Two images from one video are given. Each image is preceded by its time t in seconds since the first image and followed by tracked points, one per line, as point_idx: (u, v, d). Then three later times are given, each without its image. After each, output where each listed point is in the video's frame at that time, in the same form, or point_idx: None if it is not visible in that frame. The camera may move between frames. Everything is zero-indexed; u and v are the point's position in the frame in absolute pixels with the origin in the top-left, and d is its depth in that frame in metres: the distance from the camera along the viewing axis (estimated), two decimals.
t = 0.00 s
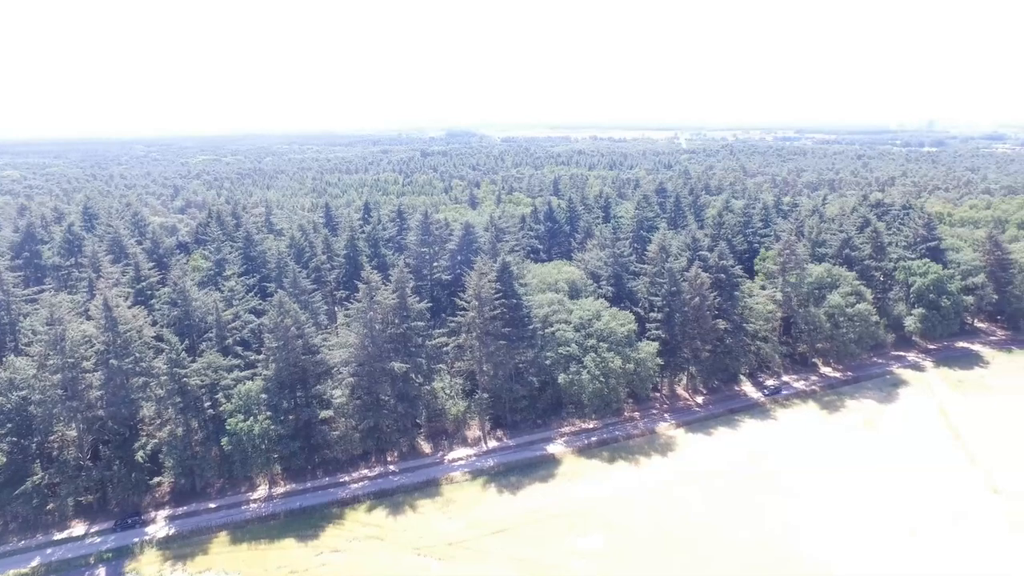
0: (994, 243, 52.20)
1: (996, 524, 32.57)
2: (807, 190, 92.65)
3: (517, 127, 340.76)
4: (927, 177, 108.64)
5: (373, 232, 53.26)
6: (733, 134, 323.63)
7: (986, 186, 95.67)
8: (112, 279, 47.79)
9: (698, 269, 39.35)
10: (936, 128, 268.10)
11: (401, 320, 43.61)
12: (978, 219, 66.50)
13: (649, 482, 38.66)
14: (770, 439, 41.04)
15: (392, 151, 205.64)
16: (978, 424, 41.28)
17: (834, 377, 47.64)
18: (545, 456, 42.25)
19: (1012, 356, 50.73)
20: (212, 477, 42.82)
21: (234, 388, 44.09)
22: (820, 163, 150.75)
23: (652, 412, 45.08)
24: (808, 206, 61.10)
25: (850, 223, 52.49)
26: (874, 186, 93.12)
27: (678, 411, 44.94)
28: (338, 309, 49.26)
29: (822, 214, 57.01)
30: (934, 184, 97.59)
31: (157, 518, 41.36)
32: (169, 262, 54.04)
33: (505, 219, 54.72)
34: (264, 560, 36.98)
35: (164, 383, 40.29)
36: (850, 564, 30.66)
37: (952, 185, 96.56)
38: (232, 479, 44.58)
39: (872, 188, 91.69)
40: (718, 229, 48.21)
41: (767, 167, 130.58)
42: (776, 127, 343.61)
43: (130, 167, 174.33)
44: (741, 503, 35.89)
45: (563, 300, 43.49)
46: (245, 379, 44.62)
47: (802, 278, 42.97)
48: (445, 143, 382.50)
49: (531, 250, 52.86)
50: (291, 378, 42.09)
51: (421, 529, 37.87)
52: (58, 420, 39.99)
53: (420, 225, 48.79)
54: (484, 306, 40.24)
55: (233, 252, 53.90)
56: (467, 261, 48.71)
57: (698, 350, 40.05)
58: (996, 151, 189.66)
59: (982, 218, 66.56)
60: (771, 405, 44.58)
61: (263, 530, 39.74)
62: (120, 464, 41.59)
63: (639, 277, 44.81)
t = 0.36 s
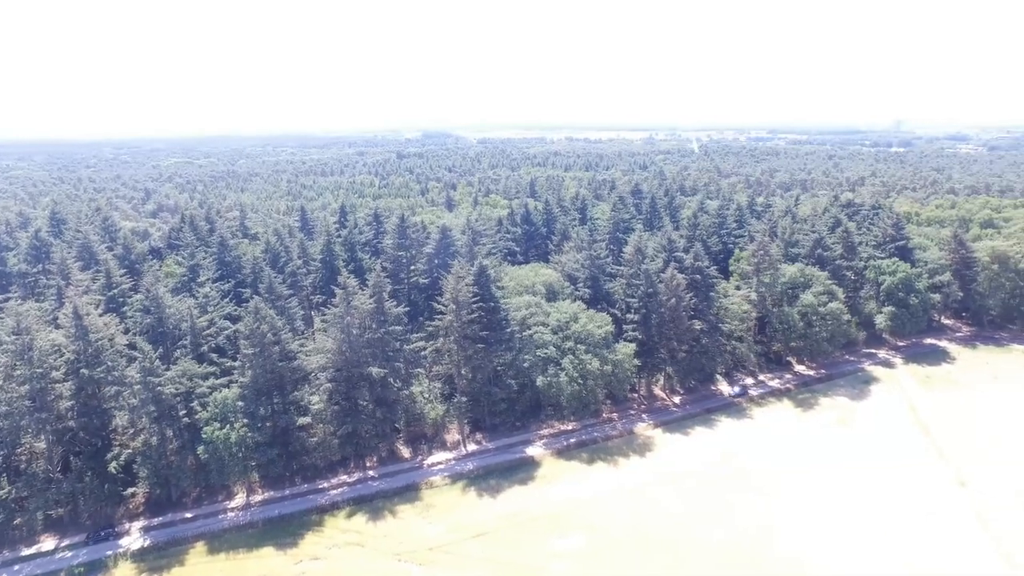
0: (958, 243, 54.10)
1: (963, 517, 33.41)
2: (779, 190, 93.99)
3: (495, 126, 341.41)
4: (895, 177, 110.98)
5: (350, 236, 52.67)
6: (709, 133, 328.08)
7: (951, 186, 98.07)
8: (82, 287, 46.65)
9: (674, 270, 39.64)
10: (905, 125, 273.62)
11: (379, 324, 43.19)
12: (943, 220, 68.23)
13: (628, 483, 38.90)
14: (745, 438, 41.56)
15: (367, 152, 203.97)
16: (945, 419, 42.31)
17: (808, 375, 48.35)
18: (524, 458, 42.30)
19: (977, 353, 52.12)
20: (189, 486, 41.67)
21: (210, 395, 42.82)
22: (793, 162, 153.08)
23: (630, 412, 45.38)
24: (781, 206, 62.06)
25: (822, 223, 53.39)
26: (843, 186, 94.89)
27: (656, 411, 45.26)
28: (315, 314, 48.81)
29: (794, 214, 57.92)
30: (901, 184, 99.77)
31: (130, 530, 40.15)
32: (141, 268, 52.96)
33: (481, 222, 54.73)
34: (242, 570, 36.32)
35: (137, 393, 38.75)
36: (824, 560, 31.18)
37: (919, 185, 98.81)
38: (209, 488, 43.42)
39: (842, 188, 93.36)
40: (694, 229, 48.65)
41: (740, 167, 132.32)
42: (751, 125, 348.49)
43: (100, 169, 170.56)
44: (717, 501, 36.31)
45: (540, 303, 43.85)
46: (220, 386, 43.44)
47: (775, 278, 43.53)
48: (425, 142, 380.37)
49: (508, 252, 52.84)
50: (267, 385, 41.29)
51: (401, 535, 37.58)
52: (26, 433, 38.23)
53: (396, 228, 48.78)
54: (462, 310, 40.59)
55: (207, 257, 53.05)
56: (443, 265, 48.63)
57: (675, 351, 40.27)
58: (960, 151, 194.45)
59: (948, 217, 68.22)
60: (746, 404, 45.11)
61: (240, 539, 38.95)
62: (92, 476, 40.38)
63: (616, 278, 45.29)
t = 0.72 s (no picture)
0: (921, 242, 55.88)
1: (928, 508, 34.31)
2: (750, 191, 95.30)
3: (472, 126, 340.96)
4: (861, 177, 113.39)
5: (323, 240, 52.06)
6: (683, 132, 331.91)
7: (915, 185, 100.66)
8: (46, 295, 45.26)
9: (647, 271, 40.03)
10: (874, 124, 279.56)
11: (354, 329, 42.91)
12: (908, 218, 69.81)
13: (603, 483, 39.07)
14: (718, 436, 42.04)
15: (340, 154, 202.14)
16: (910, 413, 43.36)
17: (780, 373, 49.06)
18: (500, 461, 42.30)
19: (940, 348, 53.60)
20: (160, 498, 40.65)
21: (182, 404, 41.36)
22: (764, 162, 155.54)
23: (606, 413, 45.62)
24: (752, 207, 62.96)
25: (792, 223, 54.17)
26: (811, 186, 96.69)
27: (631, 412, 45.51)
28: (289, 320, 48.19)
29: (765, 214, 58.76)
30: (868, 184, 102.05)
31: (99, 543, 38.93)
32: (109, 275, 51.63)
33: (455, 224, 54.56)
34: None
35: (104, 403, 37.64)
36: (797, 554, 31.73)
37: (884, 184, 101.19)
38: (181, 498, 42.45)
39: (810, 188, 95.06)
40: (667, 230, 49.06)
41: (712, 168, 133.87)
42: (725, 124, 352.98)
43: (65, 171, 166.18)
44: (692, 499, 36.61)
45: (515, 305, 44.12)
46: (193, 395, 42.51)
47: (748, 278, 44.01)
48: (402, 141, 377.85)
49: (483, 254, 52.67)
50: (240, 393, 40.50)
51: (378, 541, 37.18)
52: None
53: (370, 231, 48.50)
54: (437, 313, 40.42)
55: (177, 262, 51.99)
56: (418, 268, 47.97)
57: (649, 351, 40.55)
58: (923, 151, 199.67)
59: (911, 217, 69.96)
60: (720, 403, 45.60)
61: (214, 550, 38.10)
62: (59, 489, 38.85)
63: (591, 279, 45.43)
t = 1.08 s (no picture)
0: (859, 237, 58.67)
1: (868, 493, 35.77)
2: (697, 190, 97.49)
3: (428, 125, 339.08)
4: (803, 175, 117.54)
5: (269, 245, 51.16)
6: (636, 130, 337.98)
7: (851, 183, 105.11)
8: None
9: (598, 271, 40.49)
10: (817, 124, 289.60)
11: (305, 336, 42.18)
12: (846, 215, 72.96)
13: (559, 482, 39.37)
14: (671, 431, 42.84)
15: (289, 157, 197.85)
16: (852, 403, 45.07)
17: (728, 368, 50.21)
18: (456, 464, 42.14)
19: (877, 339, 56.15)
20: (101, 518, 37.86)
21: (124, 419, 39.03)
22: (713, 161, 159.51)
23: (560, 413, 45.90)
24: (699, 206, 64.10)
25: (737, 222, 55.16)
26: (755, 185, 99.63)
27: (585, 411, 45.91)
28: (236, 328, 46.92)
29: (711, 214, 59.92)
30: (808, 182, 106.01)
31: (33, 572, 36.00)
32: (42, 286, 49.10)
33: (406, 227, 54.27)
34: None
35: (40, 421, 35.43)
36: (746, 544, 32.60)
37: (823, 182, 105.26)
38: (124, 517, 39.83)
39: (754, 186, 97.92)
40: (617, 231, 49.59)
41: (660, 167, 136.74)
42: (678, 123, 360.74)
43: None
44: (645, 494, 37.24)
45: (468, 308, 44.25)
46: (136, 409, 40.11)
47: (696, 276, 44.90)
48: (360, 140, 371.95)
49: (435, 257, 52.25)
50: (187, 403, 38.64)
51: (334, 551, 36.35)
52: None
53: (320, 236, 48.26)
54: (389, 319, 40.40)
55: (117, 271, 49.97)
56: (369, 273, 47.65)
57: (601, 350, 41.00)
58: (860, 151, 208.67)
59: (848, 214, 72.87)
60: (671, 399, 46.40)
61: (162, 569, 36.20)
62: None
63: (542, 280, 45.99)
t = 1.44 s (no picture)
0: (789, 234, 61.78)
1: (804, 482, 37.24)
2: (636, 190, 99.70)
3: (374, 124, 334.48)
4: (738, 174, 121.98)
5: (205, 253, 48.90)
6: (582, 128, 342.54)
7: (782, 181, 109.87)
8: None
9: (541, 272, 40.90)
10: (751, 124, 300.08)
11: (243, 346, 40.37)
12: (777, 212, 76.34)
13: (506, 483, 39.51)
14: (616, 429, 43.65)
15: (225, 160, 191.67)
16: (787, 395, 47.10)
17: (670, 363, 51.63)
18: (404, 470, 41.80)
19: (808, 332, 59.21)
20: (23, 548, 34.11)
21: (50, 441, 36.24)
22: (654, 160, 163.39)
23: (507, 414, 46.12)
24: (638, 206, 65.35)
25: (674, 222, 56.39)
26: (691, 185, 102.84)
27: (531, 411, 46.30)
28: (170, 340, 45.02)
29: (650, 213, 61.22)
30: (742, 180, 110.06)
31: None
32: None
33: (346, 232, 53.54)
34: None
35: None
36: (690, 538, 33.43)
37: (756, 181, 109.52)
38: (51, 545, 36.51)
39: (690, 185, 100.92)
40: (558, 233, 50.36)
41: (601, 167, 139.33)
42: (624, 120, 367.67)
43: None
44: (591, 492, 37.78)
45: (411, 312, 44.42)
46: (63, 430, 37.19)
47: (636, 276, 45.93)
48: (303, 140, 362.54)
49: (376, 262, 51.65)
50: (120, 420, 36.34)
51: (280, 565, 35.06)
52: None
53: (258, 242, 47.54)
54: (331, 326, 39.51)
55: (37, 283, 47.17)
56: (310, 279, 47.12)
57: (546, 351, 41.18)
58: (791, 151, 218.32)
59: (779, 212, 76.13)
60: (616, 397, 47.30)
61: None
62: None
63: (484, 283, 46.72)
